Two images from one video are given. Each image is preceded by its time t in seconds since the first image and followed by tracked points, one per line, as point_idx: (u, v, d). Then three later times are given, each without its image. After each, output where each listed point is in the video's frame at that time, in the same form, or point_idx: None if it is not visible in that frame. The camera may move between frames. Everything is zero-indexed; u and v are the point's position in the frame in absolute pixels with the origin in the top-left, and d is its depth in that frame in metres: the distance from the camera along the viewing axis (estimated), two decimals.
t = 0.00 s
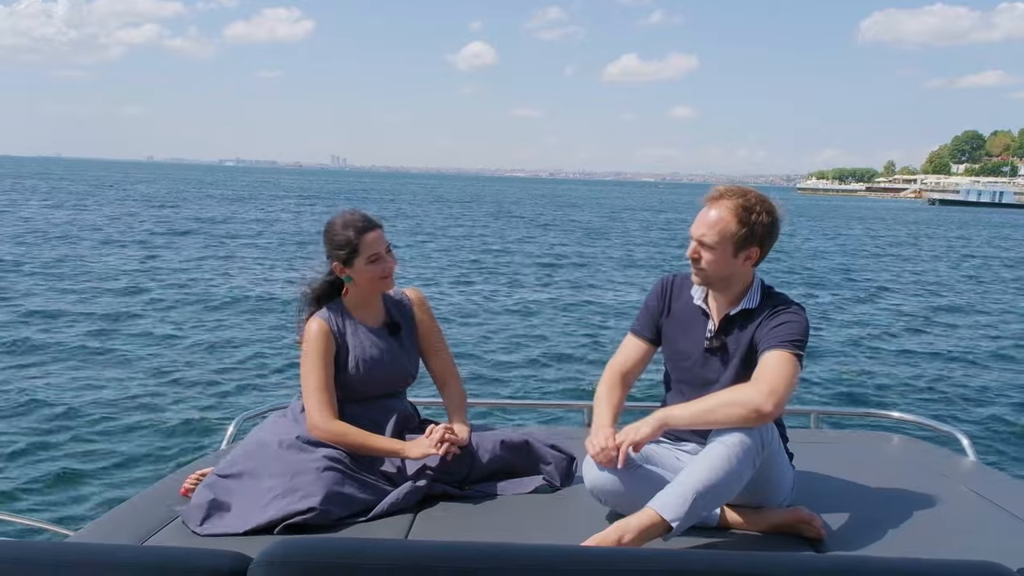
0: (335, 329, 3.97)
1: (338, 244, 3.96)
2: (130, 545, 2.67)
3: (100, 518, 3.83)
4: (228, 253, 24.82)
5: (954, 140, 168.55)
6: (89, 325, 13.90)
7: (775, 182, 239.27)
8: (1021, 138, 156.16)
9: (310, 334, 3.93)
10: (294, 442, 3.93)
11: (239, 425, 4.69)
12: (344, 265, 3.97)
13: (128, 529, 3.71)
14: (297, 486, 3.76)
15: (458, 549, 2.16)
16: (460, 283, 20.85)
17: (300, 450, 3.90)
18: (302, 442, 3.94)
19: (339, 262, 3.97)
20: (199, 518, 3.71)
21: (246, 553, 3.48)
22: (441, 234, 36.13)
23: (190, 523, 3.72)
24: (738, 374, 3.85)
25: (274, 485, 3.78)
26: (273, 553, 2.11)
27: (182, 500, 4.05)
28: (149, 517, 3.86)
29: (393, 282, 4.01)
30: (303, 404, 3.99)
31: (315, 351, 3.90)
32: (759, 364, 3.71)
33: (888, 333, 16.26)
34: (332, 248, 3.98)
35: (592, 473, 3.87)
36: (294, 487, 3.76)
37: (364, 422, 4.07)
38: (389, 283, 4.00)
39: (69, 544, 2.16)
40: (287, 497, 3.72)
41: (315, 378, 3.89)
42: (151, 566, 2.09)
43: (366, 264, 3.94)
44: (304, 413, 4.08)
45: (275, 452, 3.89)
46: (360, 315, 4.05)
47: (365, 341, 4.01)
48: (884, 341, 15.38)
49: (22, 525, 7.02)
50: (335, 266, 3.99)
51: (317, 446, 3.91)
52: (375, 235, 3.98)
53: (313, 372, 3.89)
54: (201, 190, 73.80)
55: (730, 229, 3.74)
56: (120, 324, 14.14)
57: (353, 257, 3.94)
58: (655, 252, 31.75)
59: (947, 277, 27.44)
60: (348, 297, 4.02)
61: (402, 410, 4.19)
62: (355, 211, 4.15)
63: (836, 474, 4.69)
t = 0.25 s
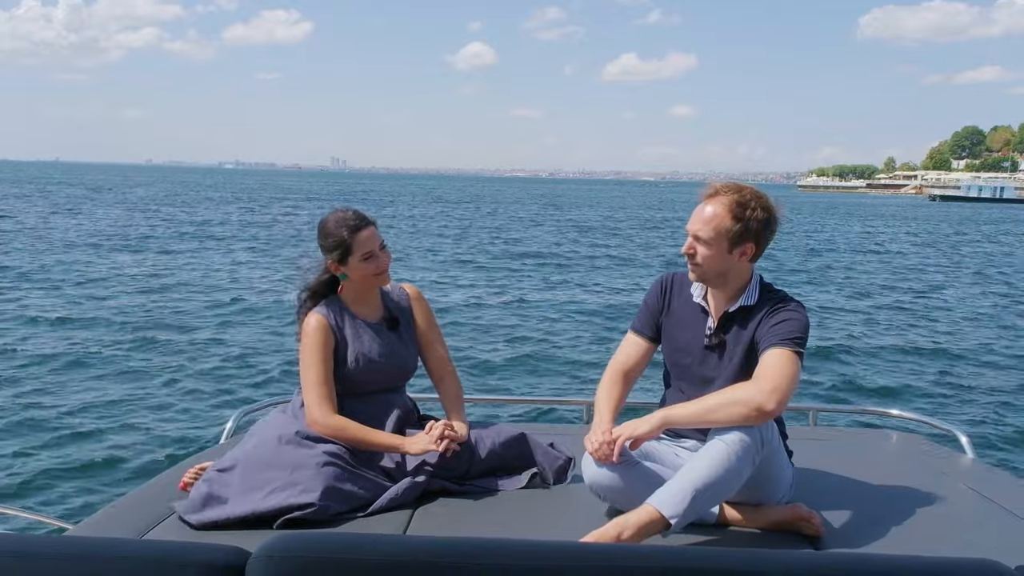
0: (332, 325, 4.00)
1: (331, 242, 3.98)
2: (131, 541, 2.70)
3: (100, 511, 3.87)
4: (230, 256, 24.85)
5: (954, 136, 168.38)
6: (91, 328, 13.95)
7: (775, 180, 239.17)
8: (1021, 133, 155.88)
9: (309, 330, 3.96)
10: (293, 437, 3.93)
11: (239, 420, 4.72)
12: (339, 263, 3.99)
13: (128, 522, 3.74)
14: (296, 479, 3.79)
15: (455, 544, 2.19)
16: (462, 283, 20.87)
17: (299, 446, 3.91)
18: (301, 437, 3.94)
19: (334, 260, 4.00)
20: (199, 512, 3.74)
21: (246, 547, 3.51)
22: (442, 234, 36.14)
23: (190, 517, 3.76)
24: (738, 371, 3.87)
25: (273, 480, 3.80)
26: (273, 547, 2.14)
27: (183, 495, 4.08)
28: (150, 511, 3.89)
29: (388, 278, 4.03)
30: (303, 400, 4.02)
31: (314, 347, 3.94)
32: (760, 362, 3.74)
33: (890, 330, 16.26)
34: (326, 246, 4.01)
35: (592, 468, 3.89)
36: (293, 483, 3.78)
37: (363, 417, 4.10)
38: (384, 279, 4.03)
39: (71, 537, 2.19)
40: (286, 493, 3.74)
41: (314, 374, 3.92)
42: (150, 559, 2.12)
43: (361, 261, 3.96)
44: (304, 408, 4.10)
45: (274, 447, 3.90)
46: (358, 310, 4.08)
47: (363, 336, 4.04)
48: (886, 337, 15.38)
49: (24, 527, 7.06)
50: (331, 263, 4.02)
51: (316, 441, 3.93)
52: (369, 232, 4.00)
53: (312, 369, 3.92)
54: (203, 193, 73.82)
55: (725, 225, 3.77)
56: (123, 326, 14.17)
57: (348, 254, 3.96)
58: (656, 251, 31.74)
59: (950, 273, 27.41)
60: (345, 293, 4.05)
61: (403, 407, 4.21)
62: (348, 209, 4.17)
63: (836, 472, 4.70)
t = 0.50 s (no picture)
0: (330, 323, 4.01)
1: (327, 239, 3.99)
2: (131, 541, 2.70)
3: (99, 509, 3.90)
4: (231, 261, 24.89)
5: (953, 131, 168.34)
6: (92, 334, 13.96)
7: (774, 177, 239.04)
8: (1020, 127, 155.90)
9: (306, 328, 3.97)
10: (293, 435, 3.94)
11: (238, 418, 4.73)
12: (335, 259, 4.00)
13: (127, 519, 3.77)
14: (296, 477, 3.79)
15: (456, 542, 2.19)
16: (463, 285, 20.88)
17: (299, 443, 3.92)
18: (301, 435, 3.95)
19: (330, 256, 4.00)
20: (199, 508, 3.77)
21: (246, 545, 3.52)
22: (441, 236, 36.14)
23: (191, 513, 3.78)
24: (737, 367, 3.88)
25: (273, 477, 3.82)
26: (273, 545, 2.14)
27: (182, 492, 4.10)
28: (149, 508, 3.92)
29: (384, 273, 4.05)
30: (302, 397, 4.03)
31: (311, 344, 3.94)
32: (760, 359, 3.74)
33: (892, 326, 16.25)
34: (322, 243, 4.01)
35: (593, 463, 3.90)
36: (293, 480, 3.79)
37: (362, 415, 4.11)
38: (379, 274, 4.04)
39: (72, 534, 2.20)
40: (286, 490, 3.75)
41: (313, 371, 3.92)
42: (150, 557, 2.13)
43: (357, 257, 3.98)
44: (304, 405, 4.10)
45: (274, 445, 3.92)
46: (355, 307, 4.09)
47: (361, 333, 4.05)
48: (887, 334, 15.39)
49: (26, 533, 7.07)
50: (327, 260, 4.03)
51: (316, 439, 3.94)
52: (363, 228, 4.01)
53: (311, 366, 3.93)
54: (204, 198, 73.94)
55: (721, 221, 3.78)
56: (126, 332, 14.20)
57: (344, 250, 3.97)
58: (655, 250, 31.74)
59: (952, 269, 27.38)
60: (342, 290, 4.06)
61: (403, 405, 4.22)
62: (342, 205, 4.18)
63: (837, 469, 4.71)
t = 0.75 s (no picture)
0: (329, 321, 4.01)
1: (326, 236, 3.99)
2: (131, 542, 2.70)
3: (100, 507, 3.90)
4: (231, 268, 24.90)
5: (952, 127, 168.45)
6: (92, 343, 13.97)
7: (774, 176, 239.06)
8: (1018, 122, 156.01)
9: (306, 327, 3.97)
10: (294, 433, 3.93)
11: (238, 418, 4.73)
12: (334, 255, 4.01)
13: (127, 518, 3.77)
14: (296, 475, 3.79)
15: (456, 540, 2.19)
16: (463, 288, 20.89)
17: (300, 440, 3.92)
18: (302, 433, 3.95)
19: (329, 253, 4.01)
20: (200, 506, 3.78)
21: (246, 545, 3.52)
22: (440, 240, 36.14)
23: (190, 512, 3.78)
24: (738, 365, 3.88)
25: (273, 474, 3.81)
26: (273, 543, 2.14)
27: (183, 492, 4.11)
28: (149, 507, 3.93)
29: (384, 269, 4.06)
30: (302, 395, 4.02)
31: (311, 342, 3.95)
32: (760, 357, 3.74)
33: (893, 324, 16.25)
34: (321, 241, 4.02)
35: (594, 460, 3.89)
36: (292, 478, 3.78)
37: (363, 413, 4.11)
38: (378, 271, 4.05)
39: (71, 534, 2.20)
40: (285, 487, 3.75)
41: (313, 369, 3.92)
42: (150, 556, 2.13)
43: (356, 252, 3.98)
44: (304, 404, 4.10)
45: (275, 444, 3.91)
46: (354, 305, 4.09)
47: (360, 331, 4.05)
48: (887, 331, 15.38)
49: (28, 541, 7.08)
50: (326, 258, 4.03)
51: (316, 436, 3.94)
52: (362, 224, 4.02)
53: (310, 363, 3.93)
54: (204, 206, 73.90)
55: (720, 220, 3.78)
56: (125, 341, 14.20)
57: (342, 246, 3.98)
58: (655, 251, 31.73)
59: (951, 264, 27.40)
60: (341, 287, 4.07)
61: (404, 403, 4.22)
62: (341, 202, 4.19)
63: (837, 468, 4.70)
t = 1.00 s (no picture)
0: (332, 321, 4.01)
1: (330, 235, 4.00)
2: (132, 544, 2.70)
3: (100, 509, 3.90)
4: (232, 272, 24.89)
5: (951, 126, 168.32)
6: (92, 348, 13.98)
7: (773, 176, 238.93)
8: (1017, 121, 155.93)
9: (309, 327, 3.97)
10: (295, 436, 3.93)
11: (239, 419, 4.73)
12: (337, 255, 4.01)
13: (128, 520, 3.77)
14: (297, 476, 3.79)
15: (458, 541, 2.19)
16: (465, 290, 20.86)
17: (301, 443, 3.91)
18: (303, 435, 3.94)
19: (332, 253, 4.01)
20: (200, 509, 3.77)
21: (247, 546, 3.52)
22: (440, 242, 36.11)
23: (191, 515, 3.78)
24: (739, 365, 3.88)
25: (274, 477, 3.81)
26: (273, 544, 2.14)
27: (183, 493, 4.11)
28: (149, 508, 3.92)
29: (387, 268, 4.06)
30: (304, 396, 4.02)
31: (314, 342, 3.94)
32: (762, 359, 3.73)
33: (896, 324, 16.20)
34: (325, 241, 4.03)
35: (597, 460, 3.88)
36: (293, 481, 3.78)
37: (364, 415, 4.11)
38: (381, 271, 4.05)
39: (71, 535, 2.20)
40: (286, 490, 3.74)
41: (316, 369, 3.92)
42: (151, 557, 2.13)
43: (358, 250, 3.98)
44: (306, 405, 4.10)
45: (276, 447, 3.90)
46: (357, 305, 4.09)
47: (363, 332, 4.05)
48: (887, 331, 15.38)
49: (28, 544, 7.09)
50: (329, 258, 4.04)
51: (317, 438, 3.94)
52: (365, 223, 4.03)
53: (313, 363, 3.93)
54: (205, 210, 73.86)
55: (721, 220, 3.78)
56: (125, 346, 14.20)
57: (345, 246, 3.98)
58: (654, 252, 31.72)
59: (954, 264, 27.32)
60: (343, 287, 4.06)
61: (405, 405, 4.22)
62: (344, 203, 4.19)
63: (838, 469, 4.70)
